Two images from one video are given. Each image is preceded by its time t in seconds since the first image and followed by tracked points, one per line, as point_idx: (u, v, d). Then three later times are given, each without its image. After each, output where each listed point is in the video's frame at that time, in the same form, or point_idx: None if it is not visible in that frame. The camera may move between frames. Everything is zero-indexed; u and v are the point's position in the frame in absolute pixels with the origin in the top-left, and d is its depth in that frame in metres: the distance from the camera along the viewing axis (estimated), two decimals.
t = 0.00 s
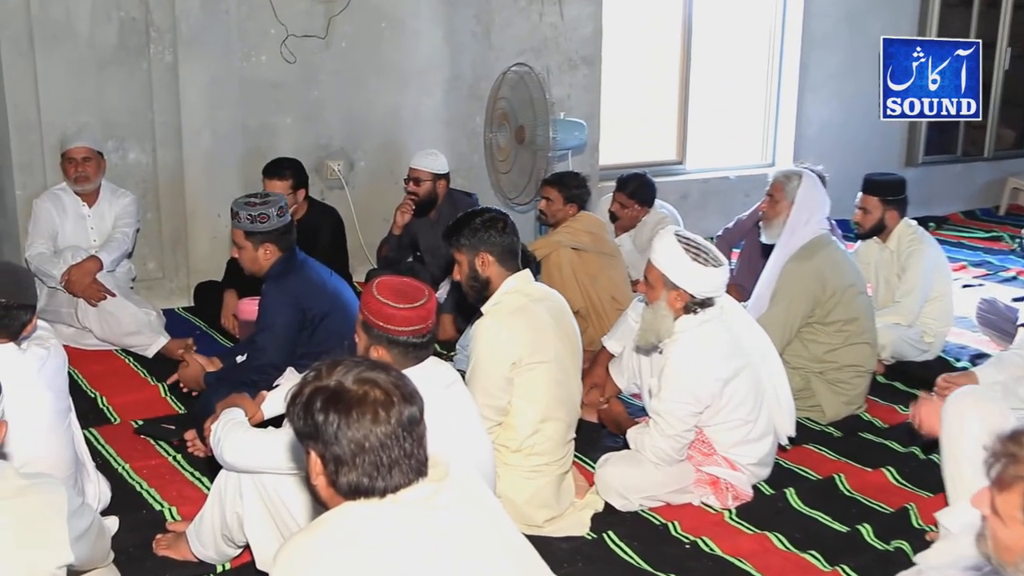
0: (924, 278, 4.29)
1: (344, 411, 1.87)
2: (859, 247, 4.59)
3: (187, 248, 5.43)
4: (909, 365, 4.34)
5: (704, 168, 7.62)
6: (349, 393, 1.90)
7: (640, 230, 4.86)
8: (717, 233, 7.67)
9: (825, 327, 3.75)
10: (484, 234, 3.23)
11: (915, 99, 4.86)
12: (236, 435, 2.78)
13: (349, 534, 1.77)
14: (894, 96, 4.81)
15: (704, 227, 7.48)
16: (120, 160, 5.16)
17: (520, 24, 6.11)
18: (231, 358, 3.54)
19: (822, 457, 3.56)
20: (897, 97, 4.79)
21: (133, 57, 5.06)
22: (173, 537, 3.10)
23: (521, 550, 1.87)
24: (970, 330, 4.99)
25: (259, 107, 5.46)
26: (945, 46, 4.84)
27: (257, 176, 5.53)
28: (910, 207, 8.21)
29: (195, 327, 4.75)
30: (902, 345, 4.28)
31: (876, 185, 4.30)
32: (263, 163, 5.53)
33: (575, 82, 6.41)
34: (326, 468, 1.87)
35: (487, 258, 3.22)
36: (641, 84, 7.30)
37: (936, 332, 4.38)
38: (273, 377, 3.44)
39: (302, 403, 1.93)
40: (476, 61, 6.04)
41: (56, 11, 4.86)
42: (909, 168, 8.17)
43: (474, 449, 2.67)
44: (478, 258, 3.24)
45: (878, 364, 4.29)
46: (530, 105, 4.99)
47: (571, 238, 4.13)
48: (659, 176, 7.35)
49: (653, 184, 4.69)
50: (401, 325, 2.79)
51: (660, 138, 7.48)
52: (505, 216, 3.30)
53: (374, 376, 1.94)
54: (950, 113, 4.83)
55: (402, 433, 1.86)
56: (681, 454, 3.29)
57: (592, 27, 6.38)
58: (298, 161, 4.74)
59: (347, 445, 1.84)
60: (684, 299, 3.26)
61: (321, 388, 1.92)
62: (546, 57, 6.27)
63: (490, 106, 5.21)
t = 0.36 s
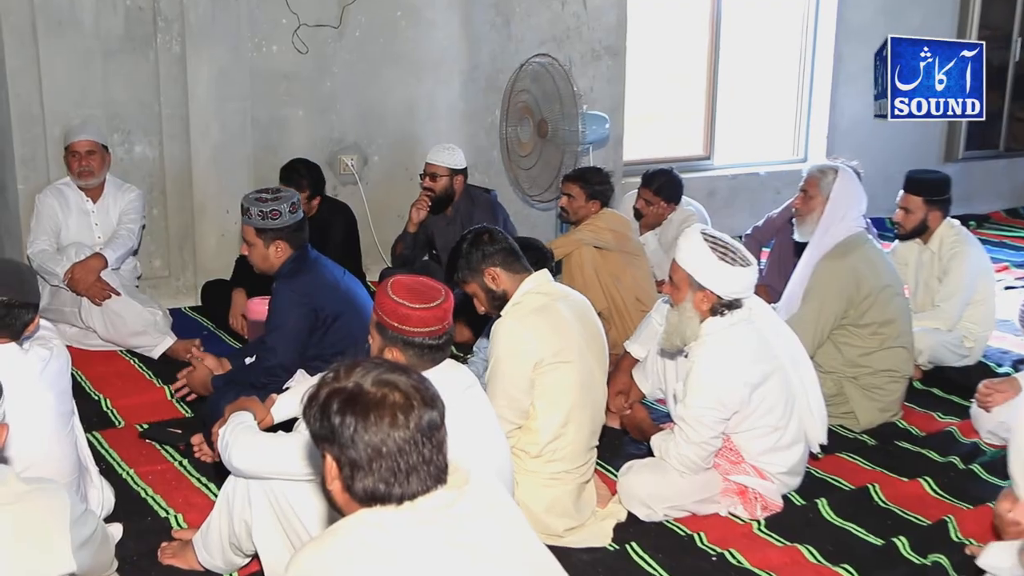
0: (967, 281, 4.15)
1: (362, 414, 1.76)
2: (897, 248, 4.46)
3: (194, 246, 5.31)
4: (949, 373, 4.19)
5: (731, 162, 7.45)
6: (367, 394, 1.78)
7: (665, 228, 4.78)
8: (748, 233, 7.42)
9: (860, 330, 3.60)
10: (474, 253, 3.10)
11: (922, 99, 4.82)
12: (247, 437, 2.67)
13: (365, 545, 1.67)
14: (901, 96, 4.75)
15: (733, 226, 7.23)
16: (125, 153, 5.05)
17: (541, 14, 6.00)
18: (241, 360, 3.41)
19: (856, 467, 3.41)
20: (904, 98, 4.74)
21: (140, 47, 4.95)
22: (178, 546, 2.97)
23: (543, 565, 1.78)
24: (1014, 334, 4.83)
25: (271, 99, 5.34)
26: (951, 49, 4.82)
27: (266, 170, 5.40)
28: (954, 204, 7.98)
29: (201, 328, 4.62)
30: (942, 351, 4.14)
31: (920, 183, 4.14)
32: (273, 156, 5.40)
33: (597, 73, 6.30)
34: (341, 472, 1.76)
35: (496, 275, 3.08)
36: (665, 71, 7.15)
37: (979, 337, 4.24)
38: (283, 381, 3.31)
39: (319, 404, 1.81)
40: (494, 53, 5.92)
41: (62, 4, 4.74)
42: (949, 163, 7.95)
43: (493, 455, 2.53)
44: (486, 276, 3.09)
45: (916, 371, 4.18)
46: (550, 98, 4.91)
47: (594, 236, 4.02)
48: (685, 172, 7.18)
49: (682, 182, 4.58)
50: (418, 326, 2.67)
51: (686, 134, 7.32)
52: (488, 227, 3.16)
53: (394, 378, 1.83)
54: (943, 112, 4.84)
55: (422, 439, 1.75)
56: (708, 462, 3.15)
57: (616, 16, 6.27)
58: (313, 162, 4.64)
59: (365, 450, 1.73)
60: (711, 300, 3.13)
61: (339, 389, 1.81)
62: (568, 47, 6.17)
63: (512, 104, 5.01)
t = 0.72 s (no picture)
0: (1006, 280, 4.04)
1: (366, 419, 1.68)
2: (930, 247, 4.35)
3: (194, 242, 5.17)
4: (987, 377, 4.04)
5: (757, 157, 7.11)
6: (373, 398, 1.71)
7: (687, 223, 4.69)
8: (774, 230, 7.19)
9: (891, 333, 3.47)
10: (501, 244, 2.96)
11: (931, 99, 4.67)
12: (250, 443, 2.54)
13: (370, 556, 1.59)
14: (911, 96, 4.63)
15: (758, 221, 6.99)
16: (122, 145, 4.92)
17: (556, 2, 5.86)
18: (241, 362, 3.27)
19: (888, 476, 3.25)
20: (916, 98, 4.61)
21: (138, 35, 4.81)
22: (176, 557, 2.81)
23: None
24: None
25: (274, 89, 5.20)
26: (958, 49, 4.75)
27: (269, 164, 5.26)
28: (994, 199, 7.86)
29: (201, 328, 4.49)
30: (979, 354, 4.00)
31: (956, 177, 4.08)
32: (276, 149, 5.26)
33: (616, 61, 6.16)
34: (345, 480, 1.69)
35: (507, 268, 2.95)
36: (684, 56, 6.84)
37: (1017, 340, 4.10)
38: (285, 383, 3.17)
39: (322, 409, 1.74)
40: (508, 41, 5.78)
41: None
42: (987, 157, 7.73)
43: (505, 465, 2.38)
44: (497, 270, 2.97)
45: (951, 376, 4.05)
46: (568, 89, 4.88)
47: (613, 234, 3.90)
48: (709, 166, 6.90)
49: (704, 176, 4.54)
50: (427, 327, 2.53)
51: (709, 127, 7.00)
52: (516, 220, 3.02)
53: (401, 382, 1.75)
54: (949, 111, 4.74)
55: (430, 446, 1.67)
56: (731, 471, 3.00)
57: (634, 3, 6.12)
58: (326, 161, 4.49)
59: (369, 457, 1.66)
60: (735, 300, 2.98)
61: (343, 393, 1.73)
62: (586, 35, 6.02)
63: (528, 96, 4.86)
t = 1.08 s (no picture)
0: None
1: (374, 424, 1.58)
2: (960, 246, 4.24)
3: (192, 240, 5.05)
4: (1020, 382, 3.93)
5: (780, 153, 6.88)
6: (380, 402, 1.60)
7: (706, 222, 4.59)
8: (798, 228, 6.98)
9: (920, 336, 3.35)
10: (527, 244, 2.82)
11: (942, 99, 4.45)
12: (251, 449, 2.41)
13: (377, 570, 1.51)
14: (925, 96, 4.40)
15: (781, 219, 6.79)
16: (118, 138, 4.81)
17: None
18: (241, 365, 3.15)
19: (916, 486, 3.13)
20: (929, 98, 4.38)
21: (134, 24, 4.71)
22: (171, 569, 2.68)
23: None
24: None
25: (277, 80, 5.08)
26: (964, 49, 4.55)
27: (270, 158, 5.14)
28: None
29: (199, 329, 4.37)
30: (1011, 357, 3.88)
31: (984, 173, 3.99)
32: (277, 141, 5.14)
33: (632, 51, 6.03)
34: (351, 488, 1.58)
35: (525, 270, 2.82)
36: (708, 49, 6.57)
37: None
38: (287, 386, 3.05)
39: (326, 414, 1.63)
40: (519, 31, 5.65)
41: None
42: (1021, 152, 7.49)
43: (516, 472, 2.24)
44: (515, 269, 2.83)
45: (981, 381, 3.93)
46: (586, 81, 4.76)
47: (628, 231, 3.81)
48: (729, 161, 6.63)
49: (724, 172, 4.43)
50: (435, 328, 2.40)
51: (732, 121, 6.76)
52: (547, 220, 2.87)
53: (410, 385, 1.65)
54: (960, 112, 4.50)
55: (440, 451, 1.58)
56: (752, 479, 2.88)
57: None
58: (336, 155, 4.33)
59: (376, 464, 1.56)
60: (757, 302, 2.85)
61: (348, 396, 1.63)
62: (600, 24, 5.89)
63: (546, 88, 4.77)
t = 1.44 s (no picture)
0: None
1: (381, 428, 1.52)
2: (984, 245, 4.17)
3: (192, 239, 4.96)
4: None
5: (798, 150, 6.75)
6: (387, 406, 1.55)
7: (721, 220, 4.53)
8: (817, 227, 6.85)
9: (942, 338, 3.29)
10: (544, 243, 2.74)
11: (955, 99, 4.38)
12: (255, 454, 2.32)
13: None
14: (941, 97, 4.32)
15: (800, 218, 6.67)
16: (117, 134, 4.73)
17: None
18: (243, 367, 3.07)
19: (938, 494, 3.05)
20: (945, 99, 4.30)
21: (132, 16, 4.61)
22: None
23: None
24: None
25: (280, 75, 4.99)
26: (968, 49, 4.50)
27: (274, 154, 5.06)
28: None
29: (200, 331, 4.30)
30: None
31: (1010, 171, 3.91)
32: (280, 137, 5.06)
33: (646, 44, 5.92)
34: (358, 494, 1.53)
35: (538, 269, 2.75)
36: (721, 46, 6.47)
37: None
38: (291, 389, 2.97)
39: (332, 417, 1.57)
40: (529, 25, 5.56)
41: None
42: None
43: (527, 479, 2.15)
44: (529, 267, 2.76)
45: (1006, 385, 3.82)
46: (601, 73, 4.72)
47: (641, 231, 3.73)
48: (746, 157, 6.52)
49: (739, 169, 4.34)
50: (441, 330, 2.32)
51: (750, 117, 6.65)
52: (565, 219, 2.80)
53: (417, 388, 1.59)
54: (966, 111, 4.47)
55: (449, 457, 1.53)
56: (769, 486, 2.79)
57: None
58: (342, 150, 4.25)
59: (384, 470, 1.51)
60: (773, 304, 2.76)
61: (355, 400, 1.57)
62: (613, 17, 5.78)
63: (560, 83, 4.70)
